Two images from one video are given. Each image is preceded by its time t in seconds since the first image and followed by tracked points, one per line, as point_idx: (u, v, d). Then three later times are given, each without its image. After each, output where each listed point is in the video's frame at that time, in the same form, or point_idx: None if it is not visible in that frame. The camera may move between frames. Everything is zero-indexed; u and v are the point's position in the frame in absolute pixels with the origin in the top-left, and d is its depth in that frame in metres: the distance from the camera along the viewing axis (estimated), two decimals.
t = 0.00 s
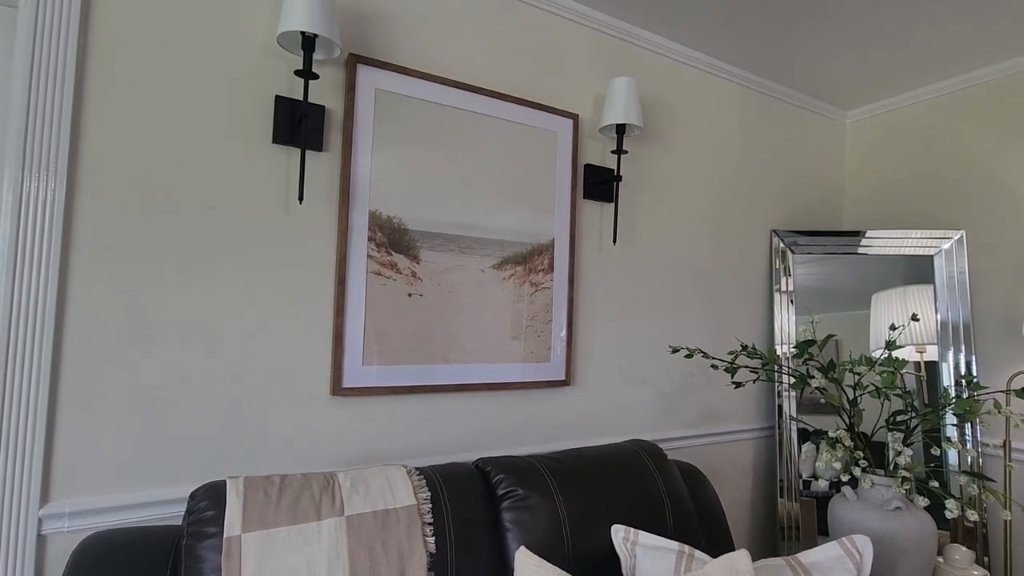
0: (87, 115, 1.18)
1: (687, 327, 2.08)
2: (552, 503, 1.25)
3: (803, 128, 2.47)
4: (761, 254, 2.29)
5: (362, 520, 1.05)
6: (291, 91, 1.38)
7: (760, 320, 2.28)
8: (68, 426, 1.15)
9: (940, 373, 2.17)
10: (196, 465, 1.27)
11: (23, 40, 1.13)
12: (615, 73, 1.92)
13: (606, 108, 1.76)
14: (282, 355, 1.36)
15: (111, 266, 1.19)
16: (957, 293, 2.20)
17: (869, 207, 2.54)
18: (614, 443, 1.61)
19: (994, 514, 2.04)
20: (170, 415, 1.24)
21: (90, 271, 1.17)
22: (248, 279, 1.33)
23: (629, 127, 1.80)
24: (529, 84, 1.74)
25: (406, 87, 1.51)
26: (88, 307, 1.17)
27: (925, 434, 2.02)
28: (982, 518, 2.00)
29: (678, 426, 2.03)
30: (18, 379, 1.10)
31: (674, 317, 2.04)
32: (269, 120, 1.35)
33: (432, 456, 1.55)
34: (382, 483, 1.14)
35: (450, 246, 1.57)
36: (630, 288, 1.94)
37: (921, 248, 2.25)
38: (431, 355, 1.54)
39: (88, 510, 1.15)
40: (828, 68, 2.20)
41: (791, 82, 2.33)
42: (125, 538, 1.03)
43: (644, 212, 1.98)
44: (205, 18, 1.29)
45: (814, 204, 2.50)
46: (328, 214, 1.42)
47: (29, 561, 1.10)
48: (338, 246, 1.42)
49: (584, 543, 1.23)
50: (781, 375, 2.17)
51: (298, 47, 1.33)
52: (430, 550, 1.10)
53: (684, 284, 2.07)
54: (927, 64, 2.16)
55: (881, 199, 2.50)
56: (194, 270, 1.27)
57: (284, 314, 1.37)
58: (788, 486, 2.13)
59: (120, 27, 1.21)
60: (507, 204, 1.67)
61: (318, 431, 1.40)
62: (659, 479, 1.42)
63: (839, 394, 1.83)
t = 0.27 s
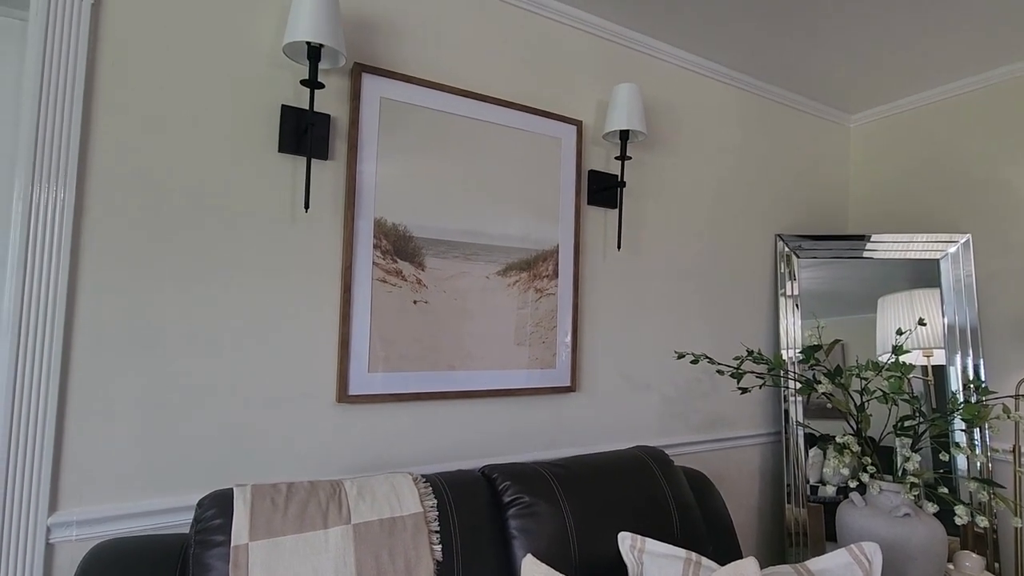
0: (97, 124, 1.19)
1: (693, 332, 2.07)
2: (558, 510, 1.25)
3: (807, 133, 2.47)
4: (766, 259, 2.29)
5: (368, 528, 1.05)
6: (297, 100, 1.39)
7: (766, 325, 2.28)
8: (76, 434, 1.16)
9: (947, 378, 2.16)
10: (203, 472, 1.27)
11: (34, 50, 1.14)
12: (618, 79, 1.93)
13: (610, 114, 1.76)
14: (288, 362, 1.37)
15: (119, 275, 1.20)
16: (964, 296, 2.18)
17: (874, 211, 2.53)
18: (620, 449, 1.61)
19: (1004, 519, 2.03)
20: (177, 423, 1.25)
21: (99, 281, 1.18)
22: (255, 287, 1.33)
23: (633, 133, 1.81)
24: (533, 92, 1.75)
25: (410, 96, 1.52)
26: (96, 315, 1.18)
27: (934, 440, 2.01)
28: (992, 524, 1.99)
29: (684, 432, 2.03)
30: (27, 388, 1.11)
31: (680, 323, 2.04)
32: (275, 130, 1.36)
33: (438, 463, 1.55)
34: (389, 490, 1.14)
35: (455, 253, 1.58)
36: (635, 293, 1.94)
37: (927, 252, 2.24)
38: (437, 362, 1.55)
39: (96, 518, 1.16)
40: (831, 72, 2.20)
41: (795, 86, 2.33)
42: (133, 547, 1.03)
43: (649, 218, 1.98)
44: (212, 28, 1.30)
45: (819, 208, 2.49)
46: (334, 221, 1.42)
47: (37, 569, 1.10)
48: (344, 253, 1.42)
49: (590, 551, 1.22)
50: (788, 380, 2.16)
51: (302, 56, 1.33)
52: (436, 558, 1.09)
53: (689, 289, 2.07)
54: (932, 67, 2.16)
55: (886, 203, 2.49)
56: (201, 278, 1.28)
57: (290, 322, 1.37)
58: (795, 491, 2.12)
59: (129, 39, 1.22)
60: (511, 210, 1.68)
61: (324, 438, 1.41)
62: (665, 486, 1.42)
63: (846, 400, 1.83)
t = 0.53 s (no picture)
0: (108, 133, 1.20)
1: (700, 335, 2.07)
2: (567, 514, 1.24)
3: (813, 134, 2.46)
4: (773, 261, 2.28)
5: (378, 532, 1.06)
6: (305, 107, 1.40)
7: (773, 328, 2.27)
8: (88, 440, 1.17)
9: (958, 379, 2.15)
10: (213, 477, 1.28)
11: (47, 60, 1.15)
12: (623, 83, 1.93)
13: (616, 118, 1.76)
14: (297, 367, 1.38)
15: (130, 282, 1.21)
16: (974, 297, 2.17)
17: (882, 212, 2.52)
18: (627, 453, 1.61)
19: (1017, 522, 2.01)
20: (188, 428, 1.26)
21: (111, 287, 1.20)
22: (264, 293, 1.34)
23: (638, 137, 1.81)
24: (538, 96, 1.76)
25: (416, 102, 1.53)
26: (108, 321, 1.19)
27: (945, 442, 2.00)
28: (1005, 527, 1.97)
29: (692, 435, 2.02)
30: (40, 394, 1.12)
31: (687, 325, 2.04)
32: (283, 136, 1.37)
33: (446, 467, 1.56)
34: (398, 495, 1.14)
35: (461, 257, 1.58)
36: (641, 296, 1.94)
37: (936, 253, 2.22)
38: (444, 366, 1.55)
39: (108, 522, 1.17)
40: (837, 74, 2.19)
41: (801, 88, 2.33)
42: (145, 551, 1.04)
43: (655, 221, 1.98)
44: (220, 37, 1.32)
45: (826, 210, 2.48)
46: (341, 227, 1.43)
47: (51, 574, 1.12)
48: (352, 258, 1.43)
49: (599, 555, 1.22)
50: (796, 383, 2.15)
51: (310, 63, 1.35)
52: (445, 562, 1.10)
53: (696, 292, 2.07)
54: (939, 69, 2.15)
55: (894, 204, 2.48)
56: (211, 284, 1.29)
57: (299, 327, 1.38)
58: (805, 495, 2.11)
59: (139, 49, 1.24)
60: (517, 214, 1.68)
61: (333, 443, 1.41)
62: (673, 489, 1.42)
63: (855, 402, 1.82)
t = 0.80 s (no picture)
0: (123, 141, 1.22)
1: (710, 337, 2.06)
2: (578, 518, 1.24)
3: (822, 135, 2.45)
4: (782, 263, 2.27)
5: (390, 536, 1.07)
6: (315, 114, 1.42)
7: (784, 330, 2.26)
8: (104, 444, 1.18)
9: (972, 381, 2.12)
10: (226, 481, 1.29)
11: (63, 71, 1.17)
12: (630, 86, 1.94)
13: (623, 121, 1.77)
14: (308, 371, 1.39)
15: (145, 288, 1.23)
16: (987, 298, 2.14)
17: (892, 213, 2.50)
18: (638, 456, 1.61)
19: None
20: (201, 432, 1.27)
21: (126, 294, 1.21)
22: (275, 298, 1.36)
23: (646, 140, 1.81)
24: (545, 100, 1.76)
25: (425, 107, 1.54)
26: (124, 327, 1.21)
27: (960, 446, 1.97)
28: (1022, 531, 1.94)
29: (703, 438, 2.01)
30: (58, 400, 1.13)
31: (696, 328, 2.03)
32: (294, 143, 1.39)
33: (456, 471, 1.56)
34: (410, 499, 1.15)
35: (470, 261, 1.59)
36: (651, 299, 1.93)
37: (948, 254, 2.20)
38: (454, 370, 1.56)
39: (124, 526, 1.18)
40: (846, 75, 2.18)
41: (809, 89, 2.32)
42: (161, 554, 1.05)
43: (663, 223, 1.98)
44: (231, 46, 1.33)
45: (836, 211, 2.47)
46: (351, 232, 1.45)
47: None
48: (362, 263, 1.44)
49: (610, 559, 1.22)
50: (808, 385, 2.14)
51: (321, 71, 1.36)
52: (457, 566, 1.10)
53: (705, 294, 2.06)
54: (950, 68, 2.13)
55: (905, 205, 2.46)
56: (224, 289, 1.30)
57: (310, 332, 1.39)
58: (817, 498, 2.09)
59: (154, 59, 1.26)
60: (526, 218, 1.69)
61: (344, 447, 1.42)
62: (685, 493, 1.41)
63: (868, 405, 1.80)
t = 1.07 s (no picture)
0: (141, 149, 1.24)
1: (724, 338, 2.05)
2: (593, 520, 1.24)
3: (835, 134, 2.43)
4: (796, 263, 2.25)
5: (406, 539, 1.07)
6: (327, 119, 1.43)
7: (798, 331, 2.24)
8: (123, 448, 1.20)
9: (993, 382, 2.09)
10: (243, 484, 1.30)
11: (82, 81, 1.19)
12: (641, 87, 1.93)
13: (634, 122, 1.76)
14: (323, 375, 1.39)
15: (163, 293, 1.25)
16: (1009, 295, 2.11)
17: (908, 211, 2.47)
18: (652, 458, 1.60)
19: None
20: (218, 436, 1.28)
21: (144, 299, 1.23)
22: (289, 302, 1.37)
23: (657, 141, 1.80)
24: (556, 102, 1.76)
25: (435, 111, 1.54)
26: (142, 332, 1.22)
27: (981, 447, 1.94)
28: None
29: (718, 440, 2.00)
30: (78, 404, 1.15)
31: (709, 329, 2.02)
32: (307, 148, 1.40)
33: (470, 474, 1.56)
34: (425, 502, 1.15)
35: (482, 264, 1.59)
36: (664, 300, 1.92)
37: (966, 252, 2.18)
38: (467, 373, 1.56)
39: (143, 529, 1.20)
40: (859, 72, 2.16)
41: (822, 88, 2.30)
42: (180, 556, 1.06)
43: (675, 224, 1.97)
44: (245, 54, 1.35)
45: (850, 210, 2.44)
46: (364, 236, 1.45)
47: None
48: (375, 267, 1.45)
49: (626, 562, 1.22)
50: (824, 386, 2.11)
51: (332, 76, 1.37)
52: (473, 569, 1.10)
53: (718, 294, 2.05)
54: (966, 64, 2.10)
55: (920, 203, 2.43)
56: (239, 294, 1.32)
57: (324, 335, 1.40)
58: (835, 501, 2.07)
59: (170, 67, 1.27)
60: (537, 220, 1.69)
61: (359, 449, 1.43)
62: (701, 496, 1.40)
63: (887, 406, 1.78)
